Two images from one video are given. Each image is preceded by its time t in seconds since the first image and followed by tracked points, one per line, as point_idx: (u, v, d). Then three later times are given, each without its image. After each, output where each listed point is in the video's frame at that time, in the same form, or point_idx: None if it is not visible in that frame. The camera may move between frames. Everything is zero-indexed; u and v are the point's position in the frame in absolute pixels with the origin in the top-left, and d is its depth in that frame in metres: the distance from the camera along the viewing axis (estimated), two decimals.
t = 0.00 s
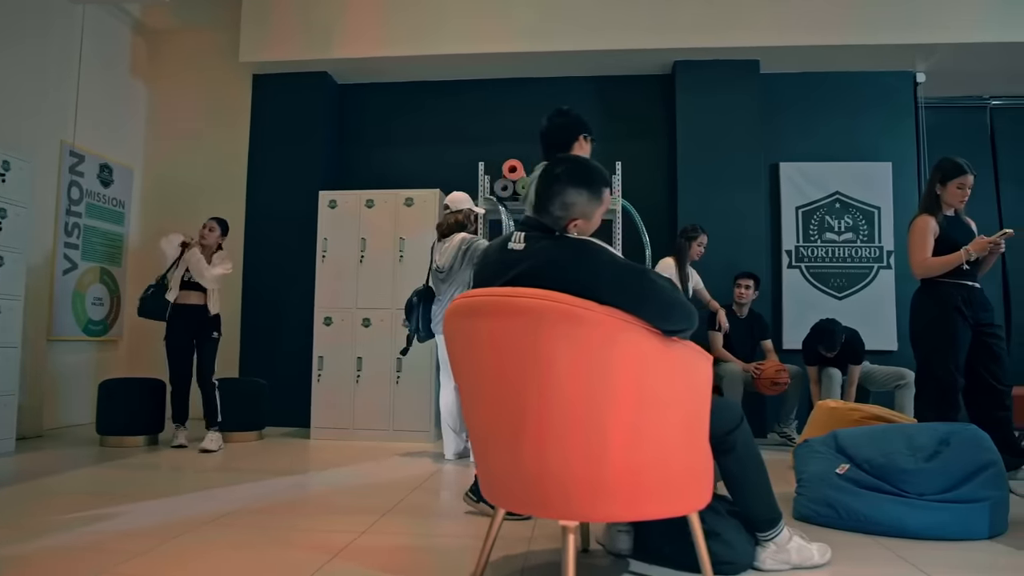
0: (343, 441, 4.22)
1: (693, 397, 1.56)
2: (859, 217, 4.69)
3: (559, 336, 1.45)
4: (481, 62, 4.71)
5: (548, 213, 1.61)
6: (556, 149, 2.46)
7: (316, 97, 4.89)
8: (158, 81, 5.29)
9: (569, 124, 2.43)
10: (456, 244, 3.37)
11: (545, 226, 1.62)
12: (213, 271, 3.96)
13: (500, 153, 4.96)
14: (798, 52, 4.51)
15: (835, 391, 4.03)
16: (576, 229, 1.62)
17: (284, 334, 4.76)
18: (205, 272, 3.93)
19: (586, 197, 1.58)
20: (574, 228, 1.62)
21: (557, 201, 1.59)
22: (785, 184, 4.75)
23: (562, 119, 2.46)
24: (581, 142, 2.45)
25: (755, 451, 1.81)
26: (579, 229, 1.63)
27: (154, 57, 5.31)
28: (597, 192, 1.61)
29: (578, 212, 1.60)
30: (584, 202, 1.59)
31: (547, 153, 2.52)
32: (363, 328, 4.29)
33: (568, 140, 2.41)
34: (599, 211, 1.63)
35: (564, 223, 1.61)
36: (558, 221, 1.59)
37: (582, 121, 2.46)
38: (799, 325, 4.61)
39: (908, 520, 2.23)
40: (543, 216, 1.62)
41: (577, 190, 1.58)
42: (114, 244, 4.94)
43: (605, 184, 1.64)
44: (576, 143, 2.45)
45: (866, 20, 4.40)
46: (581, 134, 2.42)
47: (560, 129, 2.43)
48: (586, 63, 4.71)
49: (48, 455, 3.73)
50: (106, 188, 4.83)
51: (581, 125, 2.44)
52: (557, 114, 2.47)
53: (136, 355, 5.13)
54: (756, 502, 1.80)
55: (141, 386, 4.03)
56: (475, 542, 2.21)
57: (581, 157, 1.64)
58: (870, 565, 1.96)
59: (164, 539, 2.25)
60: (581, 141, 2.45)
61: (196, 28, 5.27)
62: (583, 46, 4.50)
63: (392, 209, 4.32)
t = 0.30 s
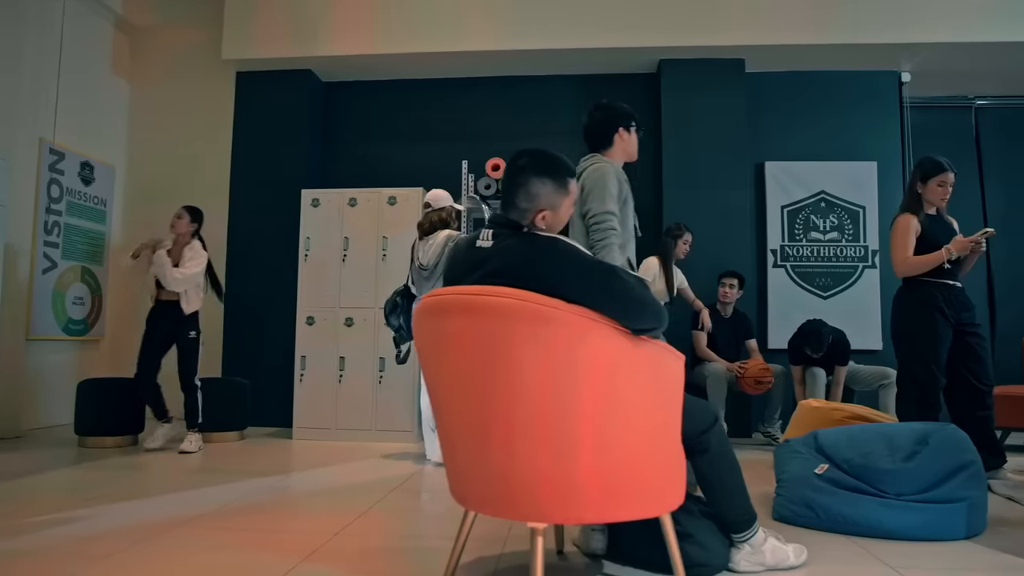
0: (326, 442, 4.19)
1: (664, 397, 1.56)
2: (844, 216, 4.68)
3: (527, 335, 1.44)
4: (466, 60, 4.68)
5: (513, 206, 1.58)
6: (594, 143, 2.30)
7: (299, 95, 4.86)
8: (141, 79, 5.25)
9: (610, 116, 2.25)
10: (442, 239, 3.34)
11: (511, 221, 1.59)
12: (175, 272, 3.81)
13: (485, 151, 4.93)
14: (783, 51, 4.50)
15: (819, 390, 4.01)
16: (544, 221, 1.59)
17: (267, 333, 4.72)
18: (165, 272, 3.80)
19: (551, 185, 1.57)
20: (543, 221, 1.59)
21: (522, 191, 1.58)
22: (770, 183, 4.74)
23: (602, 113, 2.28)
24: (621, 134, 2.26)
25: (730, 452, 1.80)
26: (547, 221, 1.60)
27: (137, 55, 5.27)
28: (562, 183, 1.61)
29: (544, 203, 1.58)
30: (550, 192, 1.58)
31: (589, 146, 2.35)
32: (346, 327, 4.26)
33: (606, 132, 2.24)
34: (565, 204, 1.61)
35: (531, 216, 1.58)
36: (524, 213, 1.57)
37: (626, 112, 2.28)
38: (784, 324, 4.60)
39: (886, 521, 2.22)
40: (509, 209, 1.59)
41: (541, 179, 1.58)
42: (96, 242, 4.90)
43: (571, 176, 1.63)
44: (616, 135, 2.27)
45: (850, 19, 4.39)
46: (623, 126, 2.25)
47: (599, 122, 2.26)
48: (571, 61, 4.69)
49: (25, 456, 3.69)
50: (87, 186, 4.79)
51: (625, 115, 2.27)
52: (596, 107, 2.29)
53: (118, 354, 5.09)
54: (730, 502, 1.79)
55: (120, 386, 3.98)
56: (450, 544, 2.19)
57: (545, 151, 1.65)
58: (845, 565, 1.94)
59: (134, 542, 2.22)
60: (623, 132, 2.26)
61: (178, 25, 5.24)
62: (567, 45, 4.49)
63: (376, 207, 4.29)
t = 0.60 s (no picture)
0: (310, 442, 4.17)
1: (638, 398, 1.55)
2: (831, 216, 4.68)
3: (497, 335, 1.43)
4: (452, 58, 4.66)
5: (485, 204, 1.57)
6: (623, 139, 2.23)
7: (286, 93, 4.83)
8: (126, 77, 5.21)
9: (641, 112, 2.17)
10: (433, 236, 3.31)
11: (482, 218, 1.58)
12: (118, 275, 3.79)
13: (472, 150, 4.91)
14: (770, 50, 4.49)
15: (805, 390, 4.00)
16: (515, 218, 1.57)
17: (253, 333, 4.69)
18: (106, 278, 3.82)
19: (521, 181, 1.55)
20: (514, 218, 1.58)
21: (493, 188, 1.56)
22: (758, 182, 4.73)
23: (633, 109, 2.21)
24: (653, 131, 2.18)
25: (707, 453, 1.79)
26: (519, 218, 1.58)
27: (121, 52, 5.23)
28: (534, 178, 1.59)
29: (515, 198, 1.56)
30: (520, 187, 1.56)
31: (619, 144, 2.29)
32: (331, 327, 4.23)
33: (638, 130, 2.16)
34: (537, 200, 1.59)
35: (502, 213, 1.57)
36: (494, 210, 1.56)
37: (657, 108, 2.20)
38: (771, 324, 4.60)
39: (868, 522, 2.20)
40: (480, 206, 1.58)
41: (511, 175, 1.56)
42: (80, 241, 4.86)
43: (542, 171, 1.61)
44: (647, 132, 2.19)
45: (837, 19, 4.39)
46: (654, 122, 2.17)
47: (628, 118, 2.19)
48: (558, 60, 4.68)
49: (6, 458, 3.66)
50: (71, 185, 4.76)
51: (656, 111, 2.18)
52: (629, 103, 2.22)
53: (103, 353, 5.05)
54: (707, 504, 1.77)
55: (101, 386, 3.95)
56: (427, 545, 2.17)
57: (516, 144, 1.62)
58: (824, 566, 1.93)
59: (108, 544, 2.20)
60: (654, 129, 2.19)
61: (164, 23, 5.20)
62: (554, 43, 4.47)
63: (361, 206, 4.27)
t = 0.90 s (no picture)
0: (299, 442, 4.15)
1: (615, 400, 1.54)
2: (825, 215, 4.66)
3: (472, 335, 1.43)
4: (443, 57, 4.64)
5: (460, 198, 1.55)
6: (657, 131, 2.30)
7: (276, 92, 4.81)
8: (117, 75, 5.19)
9: (674, 105, 2.23)
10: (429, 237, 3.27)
11: (459, 214, 1.56)
12: (51, 267, 3.65)
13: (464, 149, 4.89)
14: (763, 48, 4.47)
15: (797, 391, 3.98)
16: (492, 212, 1.55)
17: (243, 333, 4.67)
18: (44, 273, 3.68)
19: (495, 172, 1.54)
20: (490, 211, 1.55)
21: (467, 182, 1.55)
22: (751, 182, 4.70)
23: (665, 101, 2.26)
24: (684, 125, 2.25)
25: (688, 453, 1.76)
26: (496, 209, 1.56)
27: (111, 51, 5.21)
28: (507, 169, 1.57)
29: (490, 190, 1.54)
30: (494, 179, 1.55)
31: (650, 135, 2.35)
32: (321, 327, 4.21)
33: (671, 124, 2.23)
34: (513, 190, 1.56)
35: (478, 206, 1.55)
36: (469, 203, 1.54)
37: (689, 102, 2.26)
38: (763, 324, 4.58)
39: (855, 524, 2.17)
40: (455, 202, 1.56)
41: (484, 166, 1.54)
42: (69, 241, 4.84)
43: (516, 163, 1.59)
44: (679, 125, 2.26)
45: (828, 17, 4.36)
46: (686, 116, 2.23)
47: (662, 113, 2.25)
48: (549, 59, 4.66)
49: None
50: (60, 184, 4.74)
51: (687, 104, 2.24)
52: (660, 94, 2.27)
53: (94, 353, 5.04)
54: (688, 506, 1.75)
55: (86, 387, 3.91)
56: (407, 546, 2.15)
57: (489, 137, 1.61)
58: (808, 568, 1.91)
59: (86, 546, 2.18)
60: (686, 122, 2.25)
61: (154, 21, 5.18)
62: (545, 42, 4.45)
63: (351, 206, 4.24)
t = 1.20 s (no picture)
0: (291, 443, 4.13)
1: (594, 402, 1.53)
2: (821, 214, 4.63)
3: (447, 335, 1.42)
4: (437, 56, 4.62)
5: (439, 191, 1.57)
6: (677, 133, 2.54)
7: (270, 91, 4.80)
8: (111, 75, 5.18)
9: (692, 110, 2.50)
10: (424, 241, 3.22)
11: (438, 208, 1.58)
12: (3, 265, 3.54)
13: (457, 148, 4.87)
14: (757, 46, 4.44)
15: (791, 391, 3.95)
16: (470, 202, 1.57)
17: (236, 334, 4.66)
18: None
19: (472, 161, 1.57)
20: (469, 202, 1.58)
21: (445, 173, 1.57)
22: (747, 181, 4.68)
23: (685, 105, 2.53)
24: (700, 128, 2.51)
25: (672, 455, 1.73)
26: (476, 200, 1.59)
27: (105, 51, 5.20)
28: (482, 161, 1.61)
29: (468, 181, 1.58)
30: (471, 170, 1.58)
31: (667, 138, 2.60)
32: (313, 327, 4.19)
33: (686, 126, 2.49)
34: (490, 180, 1.61)
35: (457, 197, 1.57)
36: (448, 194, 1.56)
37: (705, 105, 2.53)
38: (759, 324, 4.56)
39: (844, 526, 2.15)
40: (434, 195, 1.58)
41: (461, 158, 1.58)
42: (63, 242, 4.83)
43: (488, 155, 1.63)
44: (695, 128, 2.52)
45: (824, 15, 4.34)
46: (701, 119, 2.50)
47: (679, 115, 2.52)
48: (543, 58, 4.64)
49: None
50: (54, 184, 4.72)
51: (704, 109, 2.51)
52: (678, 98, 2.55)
53: (87, 354, 5.02)
54: (672, 509, 1.72)
55: (77, 388, 3.89)
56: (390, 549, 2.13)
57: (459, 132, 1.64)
58: (794, 570, 1.88)
59: (67, 548, 2.16)
60: (701, 126, 2.52)
61: (148, 20, 5.17)
62: (539, 40, 4.43)
63: (343, 206, 4.23)
